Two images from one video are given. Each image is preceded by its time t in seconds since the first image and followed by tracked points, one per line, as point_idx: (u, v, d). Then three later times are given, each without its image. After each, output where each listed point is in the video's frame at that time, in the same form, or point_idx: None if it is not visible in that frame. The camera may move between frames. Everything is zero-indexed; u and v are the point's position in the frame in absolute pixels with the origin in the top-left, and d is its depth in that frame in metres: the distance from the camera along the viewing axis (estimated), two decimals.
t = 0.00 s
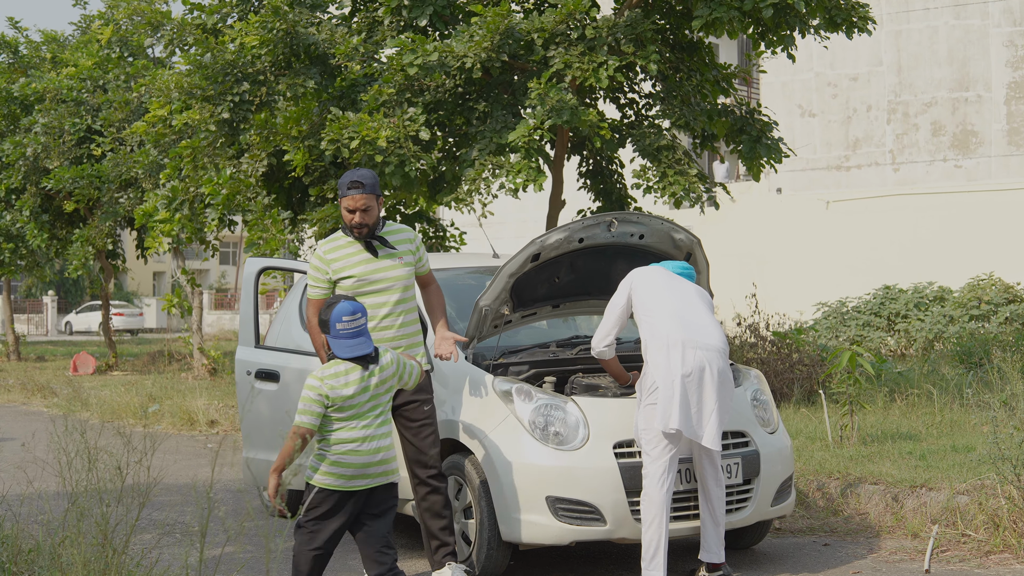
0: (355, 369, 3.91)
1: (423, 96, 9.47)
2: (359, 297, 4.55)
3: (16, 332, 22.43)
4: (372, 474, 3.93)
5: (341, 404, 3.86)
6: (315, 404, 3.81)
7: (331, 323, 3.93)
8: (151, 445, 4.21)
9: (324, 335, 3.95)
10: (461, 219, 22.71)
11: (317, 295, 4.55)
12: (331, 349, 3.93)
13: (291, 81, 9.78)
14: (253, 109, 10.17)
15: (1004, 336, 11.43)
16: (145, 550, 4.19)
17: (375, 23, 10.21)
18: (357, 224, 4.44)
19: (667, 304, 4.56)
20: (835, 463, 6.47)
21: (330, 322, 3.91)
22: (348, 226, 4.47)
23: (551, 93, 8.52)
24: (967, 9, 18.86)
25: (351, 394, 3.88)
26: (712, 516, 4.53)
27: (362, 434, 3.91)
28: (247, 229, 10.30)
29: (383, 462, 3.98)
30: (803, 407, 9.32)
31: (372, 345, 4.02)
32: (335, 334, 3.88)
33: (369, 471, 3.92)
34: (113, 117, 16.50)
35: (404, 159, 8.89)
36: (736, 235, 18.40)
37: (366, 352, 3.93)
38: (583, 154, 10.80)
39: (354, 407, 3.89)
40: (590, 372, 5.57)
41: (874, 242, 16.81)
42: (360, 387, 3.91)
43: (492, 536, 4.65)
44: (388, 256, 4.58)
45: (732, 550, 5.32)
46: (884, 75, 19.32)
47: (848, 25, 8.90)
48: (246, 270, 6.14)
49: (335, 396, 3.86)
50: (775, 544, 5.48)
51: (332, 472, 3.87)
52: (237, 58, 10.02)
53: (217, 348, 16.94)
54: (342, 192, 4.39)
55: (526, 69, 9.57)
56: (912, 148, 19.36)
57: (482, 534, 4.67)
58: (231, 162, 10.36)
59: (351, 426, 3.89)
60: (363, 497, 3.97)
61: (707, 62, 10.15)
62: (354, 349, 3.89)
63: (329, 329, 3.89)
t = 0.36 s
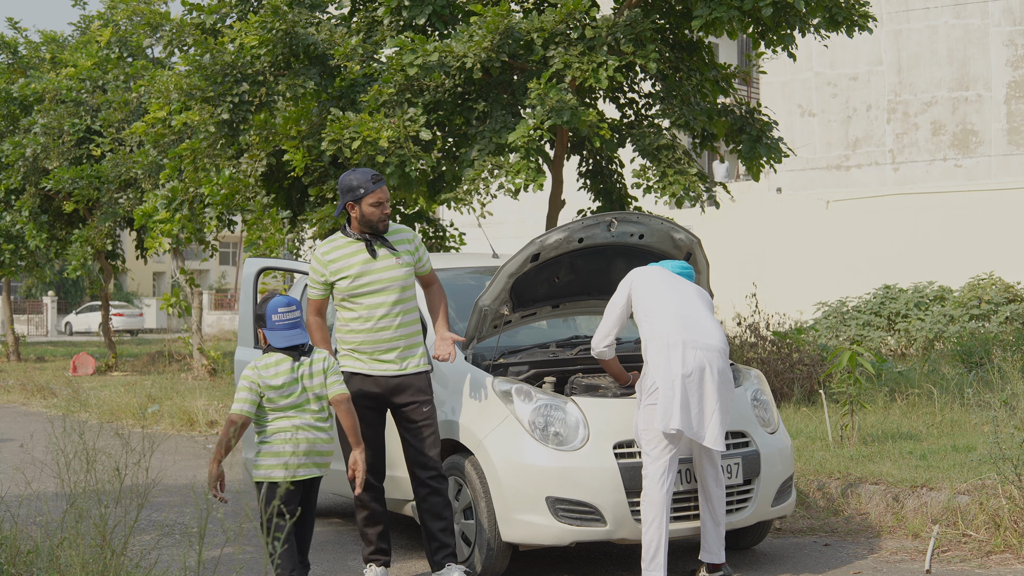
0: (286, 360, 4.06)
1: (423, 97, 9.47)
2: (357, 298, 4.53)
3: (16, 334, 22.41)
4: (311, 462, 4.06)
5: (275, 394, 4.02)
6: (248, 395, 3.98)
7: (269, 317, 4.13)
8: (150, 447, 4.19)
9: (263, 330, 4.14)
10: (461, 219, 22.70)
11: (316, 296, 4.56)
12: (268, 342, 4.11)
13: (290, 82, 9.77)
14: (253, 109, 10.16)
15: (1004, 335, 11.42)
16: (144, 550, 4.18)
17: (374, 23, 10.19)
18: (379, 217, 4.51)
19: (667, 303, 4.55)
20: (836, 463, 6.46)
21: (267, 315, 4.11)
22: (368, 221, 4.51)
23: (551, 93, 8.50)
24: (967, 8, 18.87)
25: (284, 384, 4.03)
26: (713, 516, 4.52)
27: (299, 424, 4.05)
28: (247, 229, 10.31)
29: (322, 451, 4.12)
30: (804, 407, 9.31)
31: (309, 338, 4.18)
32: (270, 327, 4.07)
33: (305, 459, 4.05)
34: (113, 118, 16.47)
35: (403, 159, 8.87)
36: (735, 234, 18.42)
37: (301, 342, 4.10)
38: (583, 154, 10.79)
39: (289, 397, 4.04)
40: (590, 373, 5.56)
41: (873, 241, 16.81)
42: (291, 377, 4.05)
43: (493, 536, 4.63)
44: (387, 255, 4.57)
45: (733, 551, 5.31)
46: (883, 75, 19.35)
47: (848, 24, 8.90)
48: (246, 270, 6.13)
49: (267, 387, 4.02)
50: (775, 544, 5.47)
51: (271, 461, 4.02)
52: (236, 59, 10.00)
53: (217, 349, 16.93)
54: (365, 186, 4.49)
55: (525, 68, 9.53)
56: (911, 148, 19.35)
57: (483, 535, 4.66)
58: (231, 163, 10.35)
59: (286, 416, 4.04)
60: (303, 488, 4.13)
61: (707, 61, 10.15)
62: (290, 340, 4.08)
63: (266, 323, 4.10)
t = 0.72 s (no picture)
0: (264, 353, 4.29)
1: (423, 95, 9.46)
2: (363, 294, 4.53)
3: (17, 333, 22.41)
4: (268, 456, 4.24)
5: (247, 383, 4.25)
6: (221, 378, 4.22)
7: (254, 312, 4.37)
8: (150, 445, 4.16)
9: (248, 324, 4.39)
10: (461, 219, 22.70)
11: (316, 289, 4.56)
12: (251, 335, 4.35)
13: (290, 81, 9.76)
14: (253, 108, 10.16)
15: (1004, 336, 11.41)
16: (145, 548, 4.19)
17: (374, 22, 10.20)
18: (395, 213, 4.58)
19: (668, 301, 4.55)
20: (836, 463, 6.46)
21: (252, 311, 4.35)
22: (383, 216, 4.56)
23: (551, 92, 8.50)
24: (967, 8, 18.88)
25: (256, 375, 4.26)
26: (713, 514, 4.52)
27: (265, 416, 4.25)
28: (247, 228, 10.31)
29: (283, 448, 4.29)
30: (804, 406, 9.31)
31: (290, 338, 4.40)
32: (254, 321, 4.32)
33: (261, 453, 4.23)
34: (113, 117, 16.47)
35: (403, 157, 8.88)
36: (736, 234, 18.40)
37: (281, 340, 4.33)
38: (583, 154, 10.79)
39: (260, 388, 4.26)
40: (590, 371, 5.56)
41: (873, 241, 16.82)
42: (266, 369, 4.28)
43: (492, 535, 4.63)
44: (394, 253, 4.58)
45: (732, 549, 5.30)
46: (883, 75, 19.37)
47: (848, 23, 8.90)
48: (246, 268, 6.13)
49: (241, 374, 4.26)
50: (775, 543, 5.47)
51: (229, 446, 4.22)
52: (236, 58, 9.99)
53: (218, 348, 16.93)
54: (384, 182, 4.52)
55: (526, 67, 9.56)
56: (911, 148, 19.35)
57: (482, 534, 4.65)
58: (231, 161, 10.35)
59: (252, 407, 4.26)
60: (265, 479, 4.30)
61: (707, 61, 10.15)
62: (269, 336, 4.31)
63: (250, 316, 4.34)
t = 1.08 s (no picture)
0: (204, 360, 4.29)
1: (420, 94, 9.45)
2: (361, 292, 4.53)
3: (16, 332, 22.39)
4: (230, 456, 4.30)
5: (194, 393, 4.25)
6: (171, 395, 4.19)
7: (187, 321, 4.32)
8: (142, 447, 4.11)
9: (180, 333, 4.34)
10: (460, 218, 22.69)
11: (309, 282, 4.58)
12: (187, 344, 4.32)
13: (287, 81, 9.76)
14: (251, 108, 10.15)
15: (1002, 335, 11.40)
16: (138, 546, 4.20)
17: (372, 22, 10.22)
18: (395, 211, 4.57)
19: (669, 300, 4.55)
20: (832, 461, 6.46)
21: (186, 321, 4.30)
22: (382, 215, 4.56)
23: (547, 91, 8.50)
24: (966, 8, 18.89)
25: (202, 382, 4.27)
26: (710, 510, 4.52)
27: (217, 420, 4.28)
28: (245, 227, 10.32)
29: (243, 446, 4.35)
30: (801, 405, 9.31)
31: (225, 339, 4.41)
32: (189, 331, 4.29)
33: (223, 454, 4.28)
34: (112, 116, 16.47)
35: (400, 156, 8.88)
36: (734, 234, 18.37)
37: (218, 344, 4.34)
38: (580, 153, 10.79)
39: (208, 394, 4.28)
40: (586, 370, 5.55)
41: (871, 240, 16.82)
42: (209, 376, 4.29)
43: (487, 534, 4.62)
44: (393, 252, 4.59)
45: (727, 548, 5.30)
46: (882, 74, 19.39)
47: (845, 23, 8.91)
48: (242, 267, 6.09)
49: (186, 386, 4.24)
50: (771, 542, 5.46)
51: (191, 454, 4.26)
52: (234, 58, 9.97)
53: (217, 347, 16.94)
54: (385, 181, 4.53)
55: (524, 68, 9.39)
56: (910, 148, 19.35)
57: (478, 532, 4.65)
58: (228, 161, 10.35)
59: (205, 414, 4.27)
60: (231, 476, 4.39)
61: (705, 60, 10.16)
62: (207, 342, 4.31)
63: (185, 326, 4.30)
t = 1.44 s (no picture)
0: (173, 355, 4.57)
1: (419, 95, 9.44)
2: (358, 293, 4.53)
3: (15, 332, 22.36)
4: (188, 447, 4.53)
5: (160, 383, 4.52)
6: (137, 382, 4.49)
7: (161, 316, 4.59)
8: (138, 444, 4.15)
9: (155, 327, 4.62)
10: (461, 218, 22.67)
11: (308, 286, 4.56)
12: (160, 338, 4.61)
13: (286, 81, 9.76)
14: (249, 109, 10.15)
15: (1001, 336, 11.39)
16: (136, 546, 4.21)
17: (371, 22, 10.22)
18: (391, 211, 4.58)
19: (684, 295, 4.54)
20: (830, 463, 6.46)
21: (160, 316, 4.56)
22: (379, 215, 4.56)
23: (546, 91, 8.49)
24: (965, 9, 18.89)
25: (169, 374, 4.54)
26: (712, 507, 4.53)
27: (180, 411, 4.54)
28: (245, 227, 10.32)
29: (202, 439, 4.58)
30: (799, 406, 9.32)
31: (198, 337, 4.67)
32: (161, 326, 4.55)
33: (178, 443, 4.51)
34: (112, 116, 16.48)
35: (398, 156, 8.87)
36: (734, 234, 18.36)
37: (186, 341, 4.59)
38: (579, 154, 10.78)
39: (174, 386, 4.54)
40: (583, 371, 5.56)
41: (870, 241, 16.83)
42: (175, 370, 4.56)
43: (484, 535, 4.62)
44: (389, 253, 4.59)
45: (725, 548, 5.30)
46: (881, 75, 19.41)
47: (844, 23, 8.91)
48: (240, 268, 6.10)
49: (153, 376, 4.53)
50: (767, 543, 5.47)
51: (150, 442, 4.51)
52: (233, 58, 9.98)
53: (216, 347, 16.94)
54: (380, 181, 4.52)
55: (522, 68, 9.47)
56: (909, 149, 19.34)
57: (474, 533, 4.65)
58: (228, 161, 10.35)
59: (169, 404, 4.54)
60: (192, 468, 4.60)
61: (704, 61, 10.17)
62: (175, 339, 4.56)
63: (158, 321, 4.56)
